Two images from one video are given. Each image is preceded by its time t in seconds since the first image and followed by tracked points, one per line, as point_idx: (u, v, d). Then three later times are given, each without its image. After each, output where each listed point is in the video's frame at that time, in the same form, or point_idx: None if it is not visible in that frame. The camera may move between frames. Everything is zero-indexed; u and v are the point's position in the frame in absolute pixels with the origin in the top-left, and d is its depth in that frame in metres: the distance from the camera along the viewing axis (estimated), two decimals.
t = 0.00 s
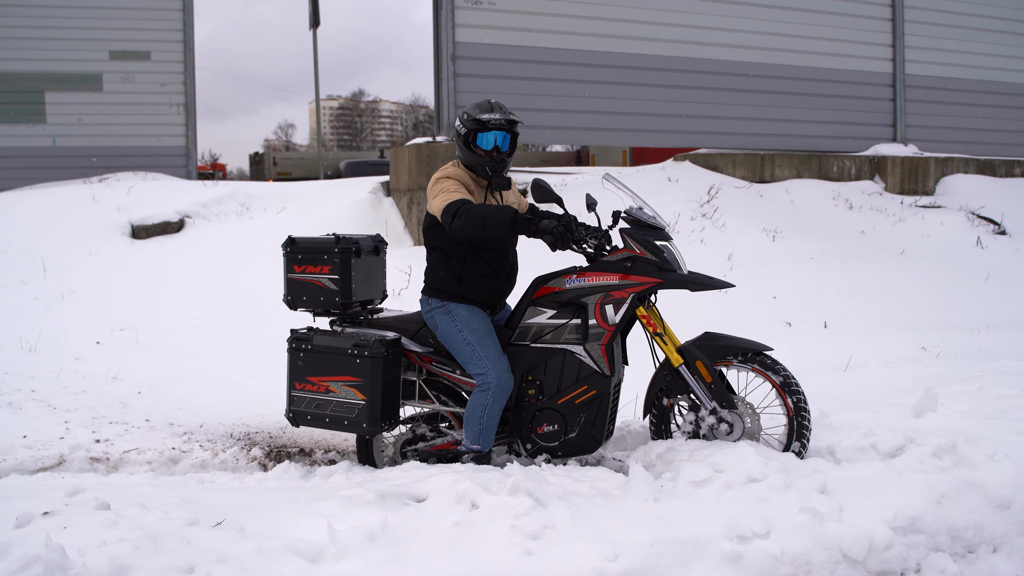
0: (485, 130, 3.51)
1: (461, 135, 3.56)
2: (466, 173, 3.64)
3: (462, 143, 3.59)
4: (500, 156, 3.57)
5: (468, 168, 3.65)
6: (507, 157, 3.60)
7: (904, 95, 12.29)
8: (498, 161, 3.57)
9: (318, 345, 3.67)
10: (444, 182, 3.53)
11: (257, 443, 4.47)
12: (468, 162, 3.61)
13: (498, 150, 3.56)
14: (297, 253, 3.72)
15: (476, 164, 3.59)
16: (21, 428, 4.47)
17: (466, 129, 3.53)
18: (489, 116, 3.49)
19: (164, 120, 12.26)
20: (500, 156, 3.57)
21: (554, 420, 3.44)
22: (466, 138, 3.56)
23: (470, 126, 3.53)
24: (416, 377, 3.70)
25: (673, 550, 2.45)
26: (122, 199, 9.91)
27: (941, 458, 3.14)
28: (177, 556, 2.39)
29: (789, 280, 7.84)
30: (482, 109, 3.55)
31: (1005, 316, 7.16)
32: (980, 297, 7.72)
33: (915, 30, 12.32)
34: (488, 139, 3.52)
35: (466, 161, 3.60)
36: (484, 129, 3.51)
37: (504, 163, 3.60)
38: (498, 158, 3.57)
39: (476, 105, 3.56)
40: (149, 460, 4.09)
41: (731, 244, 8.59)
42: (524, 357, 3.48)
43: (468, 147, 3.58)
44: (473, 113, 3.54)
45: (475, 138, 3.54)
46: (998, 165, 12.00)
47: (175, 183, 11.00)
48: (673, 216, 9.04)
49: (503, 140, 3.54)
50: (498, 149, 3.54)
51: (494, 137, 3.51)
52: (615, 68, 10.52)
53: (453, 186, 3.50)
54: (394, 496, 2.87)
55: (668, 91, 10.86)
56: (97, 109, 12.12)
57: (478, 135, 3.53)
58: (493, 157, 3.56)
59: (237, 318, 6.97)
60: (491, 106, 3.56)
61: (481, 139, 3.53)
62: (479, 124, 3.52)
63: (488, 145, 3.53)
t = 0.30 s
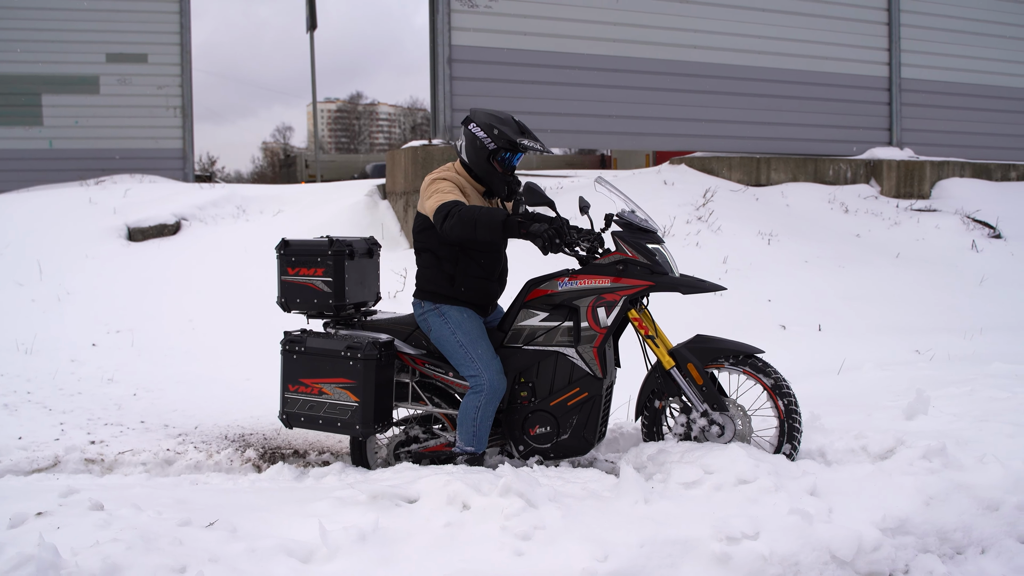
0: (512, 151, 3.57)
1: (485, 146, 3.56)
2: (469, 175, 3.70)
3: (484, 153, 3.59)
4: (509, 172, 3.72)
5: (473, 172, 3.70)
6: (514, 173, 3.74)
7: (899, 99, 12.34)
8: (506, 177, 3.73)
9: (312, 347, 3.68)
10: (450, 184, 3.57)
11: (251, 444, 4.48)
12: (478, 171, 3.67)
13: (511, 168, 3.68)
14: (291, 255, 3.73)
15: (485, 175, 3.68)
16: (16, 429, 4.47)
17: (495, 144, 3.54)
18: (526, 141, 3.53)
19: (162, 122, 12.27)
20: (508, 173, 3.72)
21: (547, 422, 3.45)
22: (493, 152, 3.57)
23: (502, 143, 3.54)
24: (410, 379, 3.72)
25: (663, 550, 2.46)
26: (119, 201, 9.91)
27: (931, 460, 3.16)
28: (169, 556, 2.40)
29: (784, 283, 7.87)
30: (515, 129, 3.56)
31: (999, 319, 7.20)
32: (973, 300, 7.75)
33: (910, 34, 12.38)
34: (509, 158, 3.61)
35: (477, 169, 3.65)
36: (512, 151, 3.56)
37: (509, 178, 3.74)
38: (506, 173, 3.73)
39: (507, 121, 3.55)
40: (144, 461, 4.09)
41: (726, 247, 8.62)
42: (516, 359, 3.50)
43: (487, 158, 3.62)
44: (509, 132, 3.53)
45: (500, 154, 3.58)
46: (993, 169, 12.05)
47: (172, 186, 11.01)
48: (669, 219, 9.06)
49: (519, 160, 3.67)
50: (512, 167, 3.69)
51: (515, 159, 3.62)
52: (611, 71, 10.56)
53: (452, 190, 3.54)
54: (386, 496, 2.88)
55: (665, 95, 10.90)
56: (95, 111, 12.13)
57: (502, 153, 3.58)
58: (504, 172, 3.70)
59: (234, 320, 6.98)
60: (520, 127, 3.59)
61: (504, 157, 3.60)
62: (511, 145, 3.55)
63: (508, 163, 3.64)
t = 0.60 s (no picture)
0: (512, 147, 3.56)
1: (486, 141, 3.59)
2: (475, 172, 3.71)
3: (485, 150, 3.62)
4: (515, 172, 3.70)
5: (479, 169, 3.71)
6: (518, 174, 3.71)
7: (901, 97, 12.31)
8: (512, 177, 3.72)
9: (306, 340, 3.70)
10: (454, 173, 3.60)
11: (247, 440, 4.51)
12: (481, 167, 3.69)
13: (514, 166, 3.66)
14: (287, 249, 3.76)
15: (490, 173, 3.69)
16: (16, 425, 4.51)
17: (494, 139, 3.55)
18: (524, 137, 3.50)
19: (165, 121, 12.32)
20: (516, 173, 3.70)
21: (538, 416, 3.48)
22: (493, 148, 3.59)
23: (501, 139, 3.55)
24: (404, 373, 3.74)
25: (647, 544, 2.48)
26: (122, 200, 9.96)
27: (918, 455, 3.17)
28: (158, 548, 2.43)
29: (782, 281, 7.87)
30: (516, 126, 3.55)
31: (997, 317, 7.19)
32: (972, 298, 7.74)
33: (912, 33, 12.34)
34: (510, 155, 3.60)
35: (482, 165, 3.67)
36: (511, 147, 3.56)
37: (512, 178, 3.71)
38: (512, 173, 3.71)
39: (510, 119, 3.55)
40: (141, 457, 4.13)
41: (726, 246, 8.62)
42: (507, 354, 3.52)
43: (489, 155, 3.64)
44: (508, 128, 3.53)
45: (500, 150, 3.58)
46: (995, 167, 12.02)
47: (175, 184, 11.06)
48: (668, 217, 9.07)
49: (524, 160, 3.65)
50: (517, 167, 3.66)
51: (516, 157, 3.60)
52: (612, 70, 10.56)
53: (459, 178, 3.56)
54: (375, 490, 2.91)
55: (665, 93, 10.90)
56: (99, 111, 12.19)
57: (502, 149, 3.58)
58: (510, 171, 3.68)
59: (234, 318, 7.01)
60: (524, 125, 3.57)
61: (504, 153, 3.59)
62: (510, 141, 3.54)
63: (511, 162, 3.63)
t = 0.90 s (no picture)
0: (484, 146, 3.55)
1: (460, 139, 3.59)
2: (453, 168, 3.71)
3: (459, 148, 3.62)
4: (490, 171, 3.69)
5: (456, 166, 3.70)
6: (493, 172, 3.69)
7: (896, 91, 12.32)
8: (487, 176, 3.71)
9: (300, 337, 3.69)
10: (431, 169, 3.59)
11: (243, 435, 4.50)
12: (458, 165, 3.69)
13: (487, 165, 3.64)
14: (280, 246, 3.73)
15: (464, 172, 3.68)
16: (9, 421, 4.48)
17: (467, 137, 3.55)
18: (496, 137, 3.49)
19: (159, 116, 12.26)
20: (490, 172, 3.69)
21: (533, 412, 3.47)
22: (466, 146, 3.59)
23: (473, 137, 3.54)
24: (398, 369, 3.72)
25: (644, 538, 2.48)
26: (116, 195, 9.90)
27: (913, 449, 3.18)
28: (154, 544, 2.42)
29: (777, 275, 7.88)
30: (490, 125, 3.54)
31: (991, 311, 7.21)
32: (966, 292, 7.76)
33: (907, 27, 12.35)
34: (484, 154, 3.58)
35: (456, 163, 3.67)
36: (483, 146, 3.54)
37: (487, 177, 3.70)
38: (487, 172, 3.70)
39: (485, 117, 3.54)
40: (135, 452, 4.11)
41: (721, 240, 8.62)
42: (502, 349, 3.51)
43: (463, 153, 3.63)
44: (481, 126, 3.52)
45: (472, 149, 3.57)
46: (989, 161, 12.04)
47: (169, 179, 11.00)
48: (664, 212, 9.07)
49: (498, 159, 3.64)
50: (490, 166, 3.66)
51: (488, 156, 3.59)
52: (607, 64, 10.53)
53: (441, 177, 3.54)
54: (371, 486, 2.91)
55: (661, 88, 10.88)
56: (92, 105, 12.10)
57: (475, 147, 3.57)
58: (483, 171, 3.68)
59: (229, 313, 6.99)
60: (499, 124, 3.55)
61: (477, 152, 3.58)
62: (483, 140, 3.53)
63: (484, 161, 3.63)
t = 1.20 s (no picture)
0: (516, 140, 3.51)
1: (490, 135, 3.54)
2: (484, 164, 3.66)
3: (488, 144, 3.58)
4: (520, 164, 3.66)
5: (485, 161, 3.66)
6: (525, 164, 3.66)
7: (916, 75, 12.11)
8: (518, 170, 3.68)
9: (327, 334, 3.68)
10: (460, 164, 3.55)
11: (270, 433, 4.51)
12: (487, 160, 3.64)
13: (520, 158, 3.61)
14: (306, 243, 3.73)
15: (495, 167, 3.64)
16: (37, 422, 4.53)
17: (496, 133, 3.51)
18: (527, 131, 3.44)
19: (176, 114, 12.32)
20: (520, 165, 3.66)
21: (563, 405, 3.45)
22: (495, 142, 3.55)
23: (502, 133, 3.51)
24: (427, 365, 3.73)
25: (681, 532, 2.45)
26: (135, 194, 9.98)
27: (951, 438, 3.12)
28: (189, 545, 2.43)
29: (799, 263, 7.79)
30: (518, 119, 3.49)
31: (1020, 296, 7.08)
32: (993, 278, 7.63)
33: (928, 9, 12.13)
34: (515, 147, 3.55)
35: (484, 158, 3.63)
36: (515, 139, 3.51)
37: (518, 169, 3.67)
38: (517, 165, 3.66)
39: (512, 111, 3.49)
40: (163, 452, 4.14)
41: (742, 229, 8.53)
42: (531, 343, 3.49)
43: (493, 148, 3.59)
44: (510, 121, 3.47)
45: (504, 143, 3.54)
46: (1013, 144, 11.82)
47: (187, 178, 11.06)
48: (683, 201, 8.99)
49: (528, 151, 3.60)
50: (521, 159, 3.62)
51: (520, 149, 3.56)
52: (623, 53, 10.43)
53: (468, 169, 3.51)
54: (403, 483, 2.90)
55: (677, 76, 10.77)
56: (109, 105, 12.19)
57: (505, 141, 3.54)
58: (514, 164, 3.65)
59: (251, 310, 7.02)
60: (526, 117, 3.51)
61: (508, 146, 3.55)
62: (513, 135, 3.50)
63: (515, 154, 3.59)
